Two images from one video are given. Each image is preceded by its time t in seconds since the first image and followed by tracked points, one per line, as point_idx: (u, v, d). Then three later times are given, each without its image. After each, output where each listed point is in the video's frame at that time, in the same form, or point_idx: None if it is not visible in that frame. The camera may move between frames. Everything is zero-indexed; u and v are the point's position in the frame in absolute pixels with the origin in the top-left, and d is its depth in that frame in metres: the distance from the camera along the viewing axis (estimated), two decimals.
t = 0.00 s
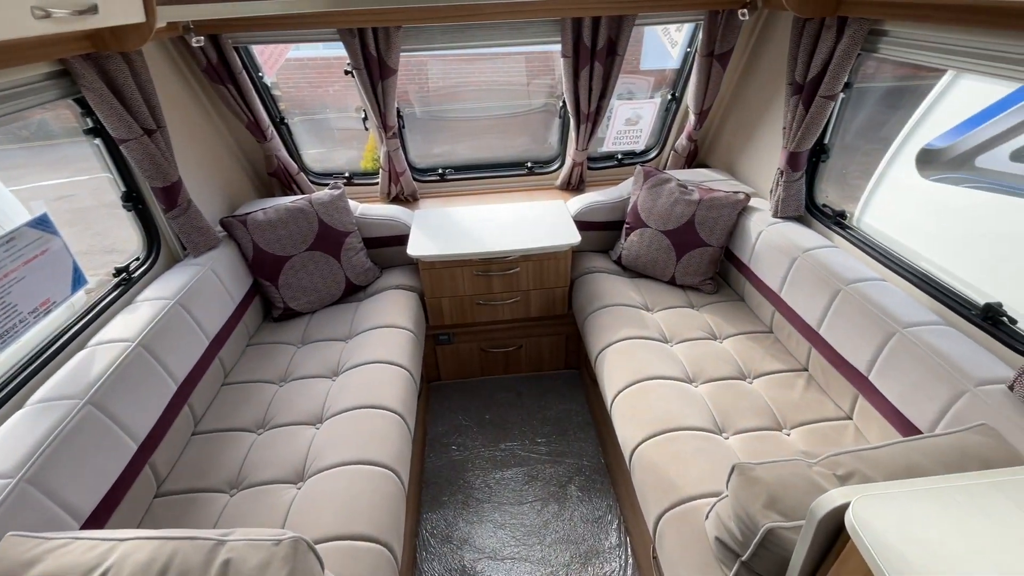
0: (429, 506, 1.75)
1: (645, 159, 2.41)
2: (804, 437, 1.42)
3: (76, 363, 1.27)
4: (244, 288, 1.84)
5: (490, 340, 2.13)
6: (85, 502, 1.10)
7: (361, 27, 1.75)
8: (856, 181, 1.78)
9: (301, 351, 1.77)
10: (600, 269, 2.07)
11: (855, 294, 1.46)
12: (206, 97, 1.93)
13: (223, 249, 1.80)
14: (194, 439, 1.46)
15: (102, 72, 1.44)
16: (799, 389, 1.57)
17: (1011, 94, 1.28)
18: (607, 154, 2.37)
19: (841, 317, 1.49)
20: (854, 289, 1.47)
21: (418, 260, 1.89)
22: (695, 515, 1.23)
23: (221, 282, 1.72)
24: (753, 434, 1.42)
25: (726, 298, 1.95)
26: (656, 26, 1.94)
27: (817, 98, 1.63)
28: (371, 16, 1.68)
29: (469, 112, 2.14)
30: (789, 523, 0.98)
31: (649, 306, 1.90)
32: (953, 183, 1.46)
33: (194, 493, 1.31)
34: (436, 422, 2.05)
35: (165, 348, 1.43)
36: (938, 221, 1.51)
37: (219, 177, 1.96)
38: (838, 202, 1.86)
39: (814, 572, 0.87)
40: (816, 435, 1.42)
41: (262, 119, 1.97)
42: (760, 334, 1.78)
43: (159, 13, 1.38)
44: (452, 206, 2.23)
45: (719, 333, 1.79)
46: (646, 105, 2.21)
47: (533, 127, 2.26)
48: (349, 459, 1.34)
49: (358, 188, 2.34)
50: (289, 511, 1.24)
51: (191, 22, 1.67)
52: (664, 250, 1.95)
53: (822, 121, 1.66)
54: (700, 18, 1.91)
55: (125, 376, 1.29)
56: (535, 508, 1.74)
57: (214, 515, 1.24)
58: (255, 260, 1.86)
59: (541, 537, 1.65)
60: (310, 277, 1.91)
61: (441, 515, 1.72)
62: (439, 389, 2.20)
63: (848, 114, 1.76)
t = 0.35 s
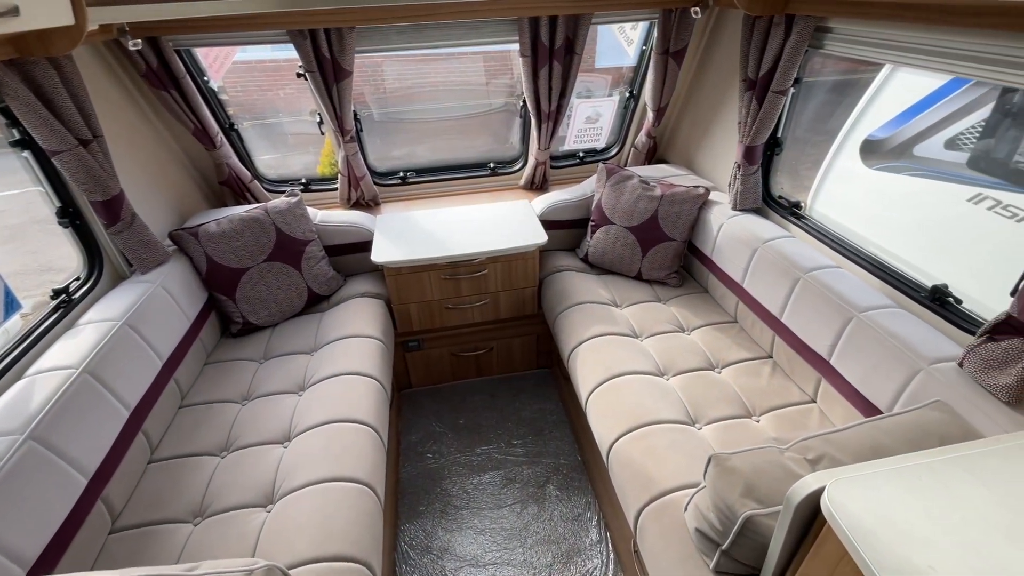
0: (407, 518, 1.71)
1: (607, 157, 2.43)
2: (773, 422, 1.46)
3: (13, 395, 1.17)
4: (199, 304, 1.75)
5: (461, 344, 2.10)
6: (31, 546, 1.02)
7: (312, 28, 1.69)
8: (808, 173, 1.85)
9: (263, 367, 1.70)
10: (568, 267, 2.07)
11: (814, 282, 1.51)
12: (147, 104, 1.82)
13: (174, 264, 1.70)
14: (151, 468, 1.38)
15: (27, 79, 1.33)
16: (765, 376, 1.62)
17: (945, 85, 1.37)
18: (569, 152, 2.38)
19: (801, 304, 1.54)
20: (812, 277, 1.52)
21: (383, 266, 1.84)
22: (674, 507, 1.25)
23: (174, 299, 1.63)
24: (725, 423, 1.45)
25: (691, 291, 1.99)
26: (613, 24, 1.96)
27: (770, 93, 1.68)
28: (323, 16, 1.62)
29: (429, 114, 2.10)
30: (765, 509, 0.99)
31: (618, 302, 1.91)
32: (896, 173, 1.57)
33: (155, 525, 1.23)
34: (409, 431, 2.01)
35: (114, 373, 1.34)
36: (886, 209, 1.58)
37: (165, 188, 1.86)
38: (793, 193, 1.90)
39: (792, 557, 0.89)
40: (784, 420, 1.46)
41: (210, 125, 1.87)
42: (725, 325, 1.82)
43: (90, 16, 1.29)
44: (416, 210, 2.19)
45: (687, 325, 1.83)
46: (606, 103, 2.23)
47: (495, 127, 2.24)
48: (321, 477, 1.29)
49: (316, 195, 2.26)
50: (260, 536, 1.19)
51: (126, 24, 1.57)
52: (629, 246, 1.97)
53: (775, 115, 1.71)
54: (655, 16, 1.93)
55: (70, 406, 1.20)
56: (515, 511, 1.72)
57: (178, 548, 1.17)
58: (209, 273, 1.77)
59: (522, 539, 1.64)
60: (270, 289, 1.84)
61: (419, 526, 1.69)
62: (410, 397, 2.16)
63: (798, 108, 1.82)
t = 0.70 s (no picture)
0: (386, 528, 1.68)
1: (570, 155, 2.45)
2: (742, 408, 1.50)
3: None
4: (154, 320, 1.67)
5: (432, 348, 2.08)
6: None
7: (264, 29, 1.63)
8: (764, 166, 1.91)
9: (227, 382, 1.63)
10: (537, 266, 2.08)
11: (775, 271, 1.56)
12: (87, 110, 1.72)
13: (124, 279, 1.61)
14: (108, 496, 1.30)
15: None
16: (733, 364, 1.66)
17: (887, 78, 1.42)
18: (533, 152, 2.39)
19: (764, 293, 1.59)
20: (773, 267, 1.57)
21: (349, 273, 1.79)
22: (653, 498, 1.27)
23: (128, 318, 1.55)
24: (697, 412, 1.48)
25: (658, 285, 2.03)
26: (571, 24, 1.98)
27: (726, 90, 1.73)
28: (275, 17, 1.57)
29: (390, 115, 2.07)
30: (740, 494, 1.01)
31: (588, 298, 1.93)
32: (845, 164, 1.62)
33: (115, 557, 1.16)
34: (383, 439, 1.97)
35: (63, 398, 1.26)
36: (838, 198, 1.65)
37: (111, 199, 1.76)
38: (751, 186, 1.98)
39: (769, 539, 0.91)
40: (753, 406, 1.50)
41: (157, 132, 1.78)
42: (693, 316, 1.87)
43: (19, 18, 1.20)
44: (380, 214, 2.15)
45: (656, 318, 1.86)
46: (567, 102, 2.25)
47: (457, 127, 2.22)
48: (295, 493, 1.25)
49: (274, 202, 2.19)
50: (232, 558, 1.14)
51: (60, 27, 1.47)
52: (597, 242, 1.99)
53: (731, 110, 1.76)
54: (612, 15, 1.96)
55: (15, 437, 1.12)
56: (495, 513, 1.72)
57: None
58: (164, 287, 1.68)
59: (504, 541, 1.64)
60: (231, 301, 1.77)
61: (399, 535, 1.66)
62: (382, 404, 2.12)
63: (752, 103, 1.88)
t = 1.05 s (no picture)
0: (363, 537, 1.65)
1: (533, 153, 2.47)
2: (710, 395, 1.55)
3: None
4: (105, 338, 1.58)
5: (402, 352, 2.05)
6: None
7: (212, 30, 1.57)
8: (720, 160, 1.97)
9: (188, 399, 1.56)
10: (505, 265, 2.08)
11: (736, 260, 1.61)
12: (19, 118, 1.61)
13: (70, 295, 1.52)
14: (62, 527, 1.22)
15: None
16: (700, 352, 1.71)
17: (829, 74, 1.51)
18: (496, 151, 2.40)
19: (726, 283, 1.65)
20: (734, 257, 1.62)
21: (313, 279, 1.75)
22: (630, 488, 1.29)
23: (76, 338, 1.46)
24: (668, 402, 1.51)
25: (625, 279, 2.07)
26: (529, 23, 1.99)
27: (682, 87, 1.78)
28: (224, 18, 1.51)
29: (348, 117, 2.03)
30: (714, 478, 1.04)
31: (558, 295, 1.95)
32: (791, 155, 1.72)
33: None
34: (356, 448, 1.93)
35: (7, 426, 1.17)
36: (791, 189, 1.72)
37: (51, 212, 1.65)
38: (709, 179, 2.03)
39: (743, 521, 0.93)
40: (721, 393, 1.55)
41: (100, 139, 1.69)
42: (659, 308, 1.91)
43: None
44: (343, 218, 2.10)
45: (625, 312, 1.89)
46: (528, 100, 2.26)
47: (419, 128, 2.20)
48: (267, 509, 1.21)
49: (230, 209, 2.11)
50: None
51: None
52: (563, 239, 2.01)
53: (688, 106, 1.81)
54: (569, 14, 1.98)
55: None
56: (474, 514, 1.71)
57: None
58: (114, 302, 1.60)
59: (484, 541, 1.63)
60: (188, 314, 1.69)
61: (377, 543, 1.63)
62: (353, 412, 2.08)
63: (707, 99, 1.94)
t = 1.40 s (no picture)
0: (340, 548, 1.61)
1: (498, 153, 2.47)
2: (680, 384, 1.58)
3: None
4: (53, 357, 1.49)
5: (372, 358, 2.01)
6: None
7: (158, 31, 1.50)
8: (681, 155, 2.02)
9: (148, 417, 1.49)
10: (474, 265, 2.08)
11: (699, 253, 1.65)
12: None
13: (12, 314, 1.43)
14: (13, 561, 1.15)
15: None
16: (668, 343, 1.75)
17: (778, 73, 1.59)
18: (460, 151, 2.39)
19: (690, 275, 1.69)
20: (697, 250, 1.66)
21: (277, 287, 1.69)
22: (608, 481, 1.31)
23: (20, 359, 1.37)
24: (640, 393, 1.53)
25: (594, 275, 2.10)
26: (490, 22, 1.99)
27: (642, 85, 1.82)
28: (171, 18, 1.45)
29: (307, 120, 1.98)
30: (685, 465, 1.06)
31: (528, 293, 1.95)
32: (749, 151, 1.80)
33: None
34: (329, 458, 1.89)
35: None
36: (749, 183, 1.79)
37: None
38: (671, 174, 2.06)
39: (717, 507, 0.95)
40: (690, 381, 1.59)
41: (39, 147, 1.59)
42: (628, 303, 1.94)
43: None
44: (306, 223, 2.05)
45: (594, 307, 1.92)
46: (491, 100, 2.26)
47: (381, 130, 2.17)
48: (239, 526, 1.17)
49: (186, 218, 2.03)
50: None
51: None
52: (532, 238, 2.03)
53: (648, 104, 1.85)
54: (529, 14, 1.99)
55: None
56: (453, 517, 1.70)
57: None
58: (62, 320, 1.51)
59: (464, 543, 1.62)
60: (144, 328, 1.62)
61: (355, 553, 1.60)
62: (324, 421, 2.03)
63: (666, 98, 1.98)
